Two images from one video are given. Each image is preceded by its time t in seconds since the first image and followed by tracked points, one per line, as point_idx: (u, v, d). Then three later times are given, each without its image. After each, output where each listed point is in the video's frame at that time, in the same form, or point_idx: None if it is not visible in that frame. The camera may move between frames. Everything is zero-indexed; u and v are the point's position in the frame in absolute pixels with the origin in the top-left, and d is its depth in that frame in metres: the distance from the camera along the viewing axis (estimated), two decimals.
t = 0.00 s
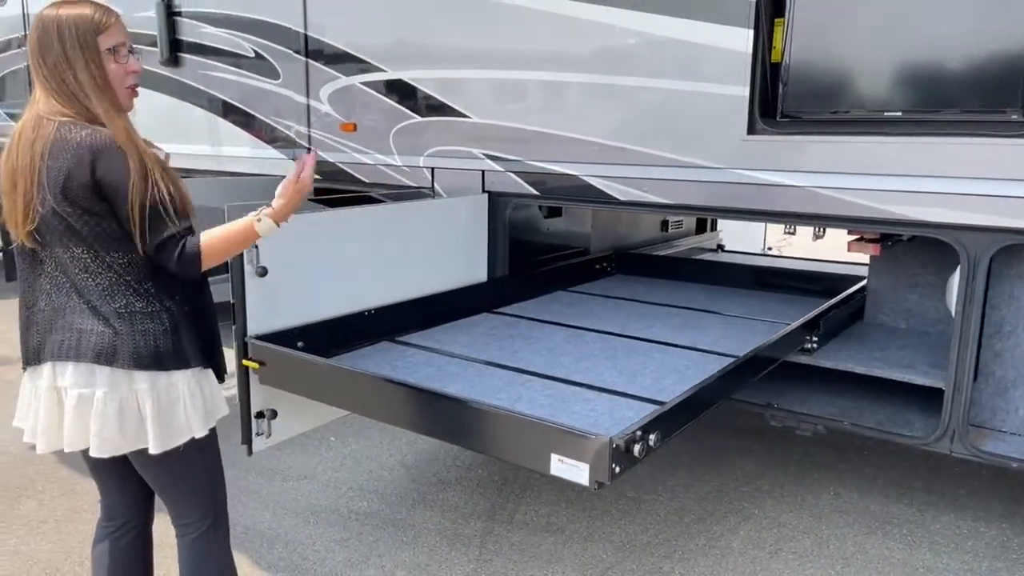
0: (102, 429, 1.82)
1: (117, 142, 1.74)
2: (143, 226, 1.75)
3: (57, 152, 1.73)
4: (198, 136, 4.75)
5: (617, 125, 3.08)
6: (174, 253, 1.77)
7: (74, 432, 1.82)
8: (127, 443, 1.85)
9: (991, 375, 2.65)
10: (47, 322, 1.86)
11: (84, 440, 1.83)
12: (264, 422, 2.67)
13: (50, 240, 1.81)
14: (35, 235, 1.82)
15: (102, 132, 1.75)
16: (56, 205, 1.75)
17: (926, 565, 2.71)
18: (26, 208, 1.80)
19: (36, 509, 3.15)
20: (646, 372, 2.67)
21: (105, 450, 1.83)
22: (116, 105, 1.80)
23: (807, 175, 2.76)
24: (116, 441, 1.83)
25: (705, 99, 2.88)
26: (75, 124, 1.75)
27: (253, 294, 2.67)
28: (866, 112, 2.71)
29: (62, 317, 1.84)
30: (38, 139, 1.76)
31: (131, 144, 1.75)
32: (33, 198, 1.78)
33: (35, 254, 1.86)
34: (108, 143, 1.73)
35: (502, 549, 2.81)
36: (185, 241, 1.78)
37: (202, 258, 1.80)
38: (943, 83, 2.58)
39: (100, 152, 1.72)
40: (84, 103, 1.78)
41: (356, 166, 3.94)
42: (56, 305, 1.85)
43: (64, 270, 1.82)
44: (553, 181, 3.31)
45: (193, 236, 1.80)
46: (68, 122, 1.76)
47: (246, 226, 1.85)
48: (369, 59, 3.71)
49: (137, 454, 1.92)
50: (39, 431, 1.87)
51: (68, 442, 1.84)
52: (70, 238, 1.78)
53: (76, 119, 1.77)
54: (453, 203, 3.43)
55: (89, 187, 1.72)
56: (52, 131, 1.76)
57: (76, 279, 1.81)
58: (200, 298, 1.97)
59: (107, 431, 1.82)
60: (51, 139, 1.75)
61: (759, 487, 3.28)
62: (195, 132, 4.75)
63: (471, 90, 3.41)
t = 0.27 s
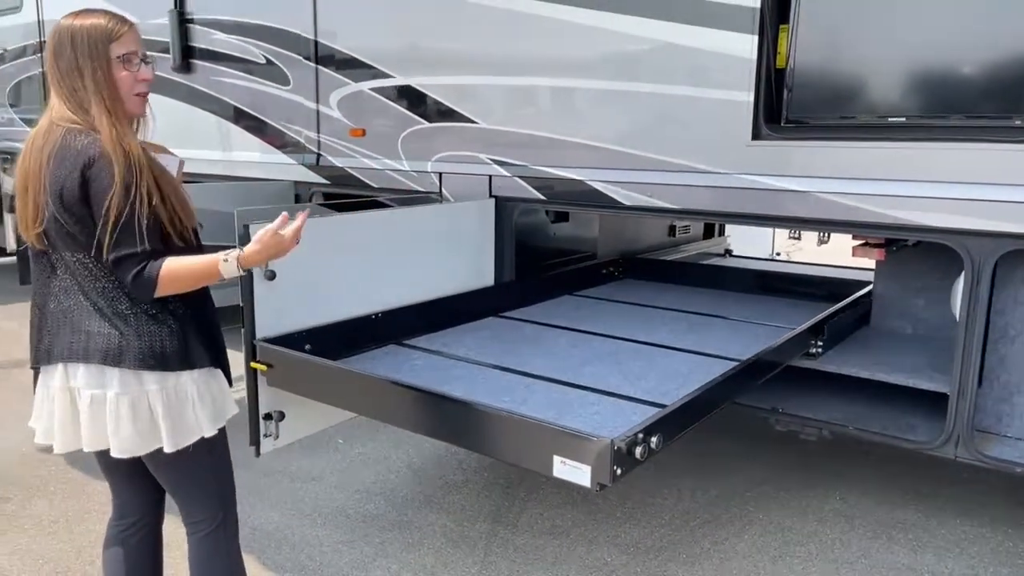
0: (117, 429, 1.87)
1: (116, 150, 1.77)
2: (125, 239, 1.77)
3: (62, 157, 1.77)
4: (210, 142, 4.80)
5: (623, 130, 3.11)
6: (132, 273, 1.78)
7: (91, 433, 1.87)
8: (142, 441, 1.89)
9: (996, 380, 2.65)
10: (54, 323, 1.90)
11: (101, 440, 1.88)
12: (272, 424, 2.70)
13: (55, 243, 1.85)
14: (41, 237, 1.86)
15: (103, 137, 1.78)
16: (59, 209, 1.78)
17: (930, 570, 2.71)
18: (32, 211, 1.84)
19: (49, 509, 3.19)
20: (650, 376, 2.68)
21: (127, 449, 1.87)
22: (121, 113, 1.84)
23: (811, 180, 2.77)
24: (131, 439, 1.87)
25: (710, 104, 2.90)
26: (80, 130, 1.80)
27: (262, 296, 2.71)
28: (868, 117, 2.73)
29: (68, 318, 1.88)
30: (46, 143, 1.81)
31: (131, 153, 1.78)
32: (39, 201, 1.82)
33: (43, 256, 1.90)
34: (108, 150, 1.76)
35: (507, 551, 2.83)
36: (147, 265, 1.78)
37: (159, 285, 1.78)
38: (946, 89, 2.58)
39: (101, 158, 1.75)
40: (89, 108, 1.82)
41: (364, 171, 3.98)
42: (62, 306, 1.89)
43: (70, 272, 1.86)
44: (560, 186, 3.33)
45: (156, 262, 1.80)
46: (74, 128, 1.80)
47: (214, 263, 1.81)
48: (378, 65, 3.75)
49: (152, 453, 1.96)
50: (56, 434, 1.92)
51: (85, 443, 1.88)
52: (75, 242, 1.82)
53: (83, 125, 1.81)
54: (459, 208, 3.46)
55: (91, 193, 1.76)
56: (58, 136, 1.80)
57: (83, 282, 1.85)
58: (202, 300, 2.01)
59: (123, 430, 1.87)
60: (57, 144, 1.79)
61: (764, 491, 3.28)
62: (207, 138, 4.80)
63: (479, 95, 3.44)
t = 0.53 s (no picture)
0: (114, 429, 1.89)
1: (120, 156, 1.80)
2: (128, 243, 1.80)
3: (70, 163, 1.81)
4: (219, 146, 4.84)
5: (629, 134, 3.12)
6: (149, 279, 1.81)
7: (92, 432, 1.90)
8: (137, 441, 1.91)
9: (1002, 384, 2.65)
10: (63, 325, 1.94)
11: (93, 438, 1.90)
12: (279, 425, 2.73)
13: (65, 247, 1.89)
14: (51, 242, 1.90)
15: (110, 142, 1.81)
16: (66, 214, 1.82)
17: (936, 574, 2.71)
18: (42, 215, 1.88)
19: (59, 509, 3.22)
20: (655, 378, 2.69)
21: (116, 449, 1.89)
22: (129, 119, 1.86)
23: (815, 184, 2.78)
24: (126, 440, 1.90)
25: (716, 109, 2.91)
26: (88, 136, 1.83)
27: (270, 299, 2.74)
28: (874, 120, 2.75)
29: (76, 320, 1.91)
30: (56, 149, 1.85)
31: (136, 158, 1.81)
32: (49, 206, 1.86)
33: (54, 260, 1.94)
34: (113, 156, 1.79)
35: (512, 553, 2.84)
36: (162, 270, 1.82)
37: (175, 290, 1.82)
38: (952, 93, 2.59)
39: (106, 164, 1.78)
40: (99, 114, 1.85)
41: (372, 174, 4.00)
42: (71, 308, 1.92)
43: (78, 275, 1.89)
44: (566, 190, 3.35)
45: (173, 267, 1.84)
46: (85, 135, 1.83)
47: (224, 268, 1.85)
48: (387, 69, 3.78)
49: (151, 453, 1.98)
50: (58, 430, 1.95)
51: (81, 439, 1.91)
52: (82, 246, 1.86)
53: (92, 131, 1.85)
54: (467, 212, 3.48)
55: (95, 198, 1.79)
56: (68, 142, 1.84)
57: (90, 284, 1.88)
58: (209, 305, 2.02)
59: (116, 430, 1.89)
60: (66, 150, 1.83)
61: (769, 494, 3.29)
62: (217, 141, 4.84)
63: (486, 100, 3.47)
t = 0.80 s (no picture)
0: (127, 427, 1.90)
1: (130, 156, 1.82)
2: (139, 243, 1.82)
3: (81, 164, 1.83)
4: (227, 148, 4.86)
5: (634, 137, 3.13)
6: (156, 279, 1.83)
7: (106, 430, 1.91)
8: (149, 440, 1.92)
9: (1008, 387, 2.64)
10: (73, 325, 1.96)
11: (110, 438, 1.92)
12: (286, 425, 2.74)
13: (75, 247, 1.91)
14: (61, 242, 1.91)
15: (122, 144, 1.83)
16: (77, 214, 1.84)
17: None
18: (52, 216, 1.90)
19: (67, 508, 3.24)
20: (660, 380, 2.70)
21: (132, 448, 1.90)
22: (140, 121, 1.89)
23: (820, 186, 2.78)
24: (140, 438, 1.91)
25: (721, 112, 2.92)
26: (99, 137, 1.85)
27: (276, 300, 2.75)
28: (881, 122, 2.75)
29: (87, 320, 1.93)
30: (66, 150, 1.87)
31: (147, 158, 1.83)
32: (59, 206, 1.88)
33: (64, 260, 1.96)
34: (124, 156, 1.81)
35: (517, 554, 2.85)
36: (170, 270, 1.84)
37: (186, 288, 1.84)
38: (958, 95, 2.60)
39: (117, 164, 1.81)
40: (110, 116, 1.87)
41: (379, 177, 4.02)
42: (82, 308, 1.94)
43: (90, 276, 1.91)
44: (571, 193, 3.36)
45: (179, 266, 1.85)
46: (96, 136, 1.86)
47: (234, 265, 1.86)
48: (394, 72, 3.80)
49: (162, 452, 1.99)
50: (71, 431, 1.96)
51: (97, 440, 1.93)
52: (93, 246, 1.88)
53: (103, 132, 1.87)
54: (473, 215, 3.49)
55: (105, 198, 1.81)
56: (79, 143, 1.86)
57: (101, 285, 1.90)
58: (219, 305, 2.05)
59: (130, 429, 1.90)
60: (77, 151, 1.85)
61: (775, 497, 3.28)
62: (225, 144, 4.87)
63: (492, 103, 3.48)
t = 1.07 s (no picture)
0: (139, 426, 1.92)
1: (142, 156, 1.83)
2: (152, 243, 1.82)
3: (93, 164, 1.84)
4: (233, 150, 4.88)
5: (638, 139, 3.13)
6: (168, 277, 1.83)
7: (117, 429, 1.92)
8: (160, 438, 1.93)
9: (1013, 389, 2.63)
10: (83, 324, 1.96)
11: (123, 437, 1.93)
12: (290, 426, 2.75)
13: (86, 247, 1.91)
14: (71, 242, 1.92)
15: (132, 145, 1.84)
16: (89, 214, 1.85)
17: None
18: (62, 216, 1.90)
19: (73, 508, 3.26)
20: (663, 381, 2.70)
21: (145, 446, 1.92)
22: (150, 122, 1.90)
23: (823, 187, 2.78)
24: (152, 436, 1.92)
25: (725, 113, 2.92)
26: (110, 138, 1.86)
27: (281, 301, 2.76)
28: (884, 124, 2.75)
29: (96, 319, 1.94)
30: (77, 150, 1.87)
31: (159, 160, 1.84)
32: (70, 206, 1.88)
33: (74, 260, 1.96)
34: (137, 156, 1.82)
35: (520, 555, 2.85)
36: (183, 269, 1.84)
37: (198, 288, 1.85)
38: (962, 96, 2.60)
39: (130, 164, 1.81)
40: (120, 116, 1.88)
41: (383, 178, 4.03)
42: (91, 307, 1.95)
43: (101, 274, 1.92)
44: (576, 194, 3.36)
45: (193, 264, 1.86)
46: (106, 136, 1.86)
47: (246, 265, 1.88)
48: (399, 74, 3.81)
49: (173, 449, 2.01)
50: (82, 430, 1.97)
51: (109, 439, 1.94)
52: (105, 246, 1.88)
53: (113, 133, 1.88)
54: (478, 216, 3.49)
55: (118, 198, 1.82)
56: (90, 143, 1.87)
57: (112, 284, 1.91)
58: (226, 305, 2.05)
59: (141, 428, 1.92)
60: (88, 151, 1.86)
61: (779, 498, 3.28)
62: (231, 145, 4.88)
63: (497, 104, 3.49)
